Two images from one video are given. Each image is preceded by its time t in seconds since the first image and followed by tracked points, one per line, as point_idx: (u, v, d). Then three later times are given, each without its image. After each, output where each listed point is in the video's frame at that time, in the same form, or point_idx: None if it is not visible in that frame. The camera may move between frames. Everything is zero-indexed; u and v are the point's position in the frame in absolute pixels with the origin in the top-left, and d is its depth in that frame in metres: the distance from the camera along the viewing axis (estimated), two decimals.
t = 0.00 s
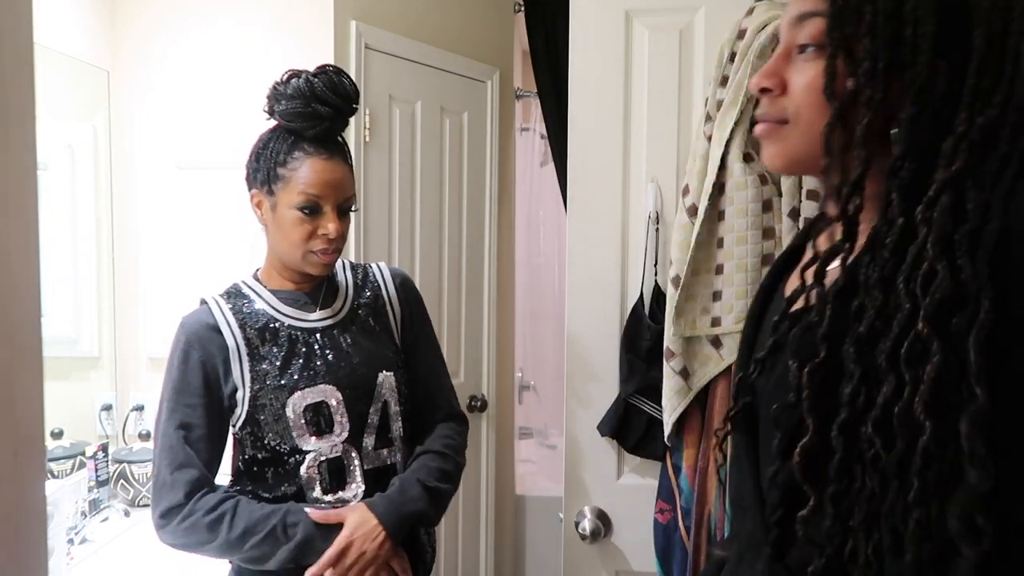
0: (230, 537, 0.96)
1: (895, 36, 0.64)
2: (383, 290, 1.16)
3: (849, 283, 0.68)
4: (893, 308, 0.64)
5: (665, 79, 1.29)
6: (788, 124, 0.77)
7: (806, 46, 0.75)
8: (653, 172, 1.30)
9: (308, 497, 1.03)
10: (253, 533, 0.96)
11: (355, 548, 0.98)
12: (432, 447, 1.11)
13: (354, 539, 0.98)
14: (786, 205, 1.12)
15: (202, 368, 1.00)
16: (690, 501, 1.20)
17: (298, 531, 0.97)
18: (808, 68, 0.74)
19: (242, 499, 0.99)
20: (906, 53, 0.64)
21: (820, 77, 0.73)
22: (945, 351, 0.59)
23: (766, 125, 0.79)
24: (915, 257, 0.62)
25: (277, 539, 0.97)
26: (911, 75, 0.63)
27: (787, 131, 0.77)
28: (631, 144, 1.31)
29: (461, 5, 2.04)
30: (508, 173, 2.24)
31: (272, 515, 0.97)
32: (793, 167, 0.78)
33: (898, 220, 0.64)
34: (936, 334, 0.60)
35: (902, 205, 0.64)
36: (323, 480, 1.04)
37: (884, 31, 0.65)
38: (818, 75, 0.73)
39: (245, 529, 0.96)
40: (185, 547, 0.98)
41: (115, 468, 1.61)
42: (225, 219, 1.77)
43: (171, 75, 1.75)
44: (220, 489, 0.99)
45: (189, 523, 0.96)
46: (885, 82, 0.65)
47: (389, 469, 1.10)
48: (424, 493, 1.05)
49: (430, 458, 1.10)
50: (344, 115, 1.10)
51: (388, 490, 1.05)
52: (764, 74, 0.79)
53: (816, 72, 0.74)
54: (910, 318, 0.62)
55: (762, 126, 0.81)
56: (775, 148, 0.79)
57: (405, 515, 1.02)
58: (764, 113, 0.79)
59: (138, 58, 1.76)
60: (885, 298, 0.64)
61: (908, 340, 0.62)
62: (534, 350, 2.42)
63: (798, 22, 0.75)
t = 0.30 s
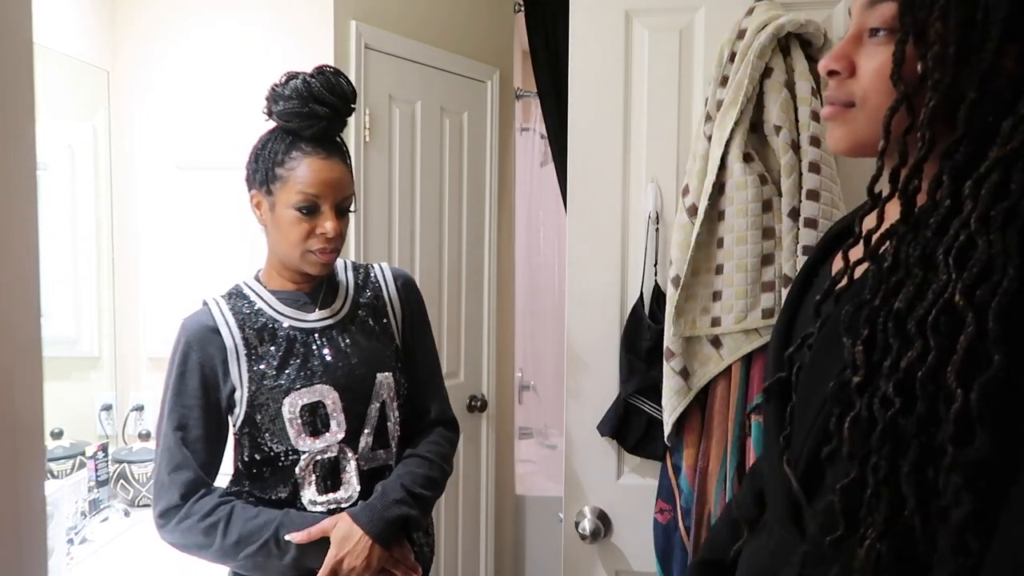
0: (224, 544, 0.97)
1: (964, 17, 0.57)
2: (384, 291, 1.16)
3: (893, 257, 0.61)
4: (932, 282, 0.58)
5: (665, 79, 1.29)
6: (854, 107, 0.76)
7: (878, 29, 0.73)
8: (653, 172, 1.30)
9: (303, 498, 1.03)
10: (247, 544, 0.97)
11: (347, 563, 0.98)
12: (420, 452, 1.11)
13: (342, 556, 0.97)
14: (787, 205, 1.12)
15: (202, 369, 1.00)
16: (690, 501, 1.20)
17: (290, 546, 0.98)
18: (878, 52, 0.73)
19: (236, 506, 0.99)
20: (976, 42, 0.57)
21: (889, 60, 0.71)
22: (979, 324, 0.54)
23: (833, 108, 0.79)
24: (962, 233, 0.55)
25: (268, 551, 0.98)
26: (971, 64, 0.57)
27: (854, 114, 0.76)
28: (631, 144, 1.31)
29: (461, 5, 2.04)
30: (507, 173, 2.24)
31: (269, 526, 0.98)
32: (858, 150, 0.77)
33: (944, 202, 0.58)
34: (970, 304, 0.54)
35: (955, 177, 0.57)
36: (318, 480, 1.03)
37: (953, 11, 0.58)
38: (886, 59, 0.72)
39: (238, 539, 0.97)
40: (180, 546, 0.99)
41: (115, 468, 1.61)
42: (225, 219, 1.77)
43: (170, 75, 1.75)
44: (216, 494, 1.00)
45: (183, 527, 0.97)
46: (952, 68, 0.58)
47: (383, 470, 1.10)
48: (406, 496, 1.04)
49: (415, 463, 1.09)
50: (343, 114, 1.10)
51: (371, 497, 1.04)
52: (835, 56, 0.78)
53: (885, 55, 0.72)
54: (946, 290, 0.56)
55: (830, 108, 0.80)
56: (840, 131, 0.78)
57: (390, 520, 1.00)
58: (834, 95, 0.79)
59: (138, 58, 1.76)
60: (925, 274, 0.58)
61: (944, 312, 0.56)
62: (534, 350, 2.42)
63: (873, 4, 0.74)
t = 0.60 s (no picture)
0: (222, 547, 0.97)
1: (931, 43, 0.61)
2: (384, 292, 1.16)
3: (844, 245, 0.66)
4: (872, 265, 0.62)
5: (665, 79, 1.29)
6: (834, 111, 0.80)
7: (860, 43, 0.74)
8: (653, 172, 1.30)
9: (301, 501, 1.03)
10: (245, 547, 0.97)
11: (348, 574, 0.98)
12: (418, 458, 1.11)
13: (343, 567, 0.97)
14: (786, 205, 1.12)
15: (202, 368, 1.00)
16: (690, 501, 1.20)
17: (290, 551, 0.98)
18: (859, 65, 0.75)
19: (235, 508, 0.99)
20: (939, 62, 0.61)
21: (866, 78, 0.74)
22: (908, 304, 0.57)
23: (818, 108, 0.83)
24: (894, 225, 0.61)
25: (267, 554, 0.98)
26: (933, 82, 0.62)
27: (833, 118, 0.80)
28: (631, 143, 1.31)
29: (461, 5, 2.05)
30: (507, 173, 2.24)
31: (269, 530, 0.98)
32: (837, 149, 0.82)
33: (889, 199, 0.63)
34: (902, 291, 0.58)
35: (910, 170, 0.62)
36: (318, 482, 1.03)
37: (925, 34, 0.62)
38: (864, 74, 0.74)
39: (238, 541, 0.97)
40: (177, 546, 0.99)
41: (115, 468, 1.61)
42: (225, 219, 1.77)
43: (171, 76, 1.75)
44: (215, 496, 1.00)
45: (182, 528, 0.97)
46: (916, 85, 0.62)
47: (381, 472, 1.10)
48: (406, 504, 1.04)
49: (415, 468, 1.09)
50: (347, 115, 1.11)
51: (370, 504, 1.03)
52: (823, 61, 0.82)
53: (863, 70, 0.74)
54: (883, 274, 0.60)
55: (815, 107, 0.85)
56: (820, 130, 0.83)
57: (390, 528, 1.00)
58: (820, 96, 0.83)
59: (138, 58, 1.76)
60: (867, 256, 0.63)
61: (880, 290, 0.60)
62: (534, 350, 2.42)
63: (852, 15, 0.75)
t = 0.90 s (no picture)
0: (223, 548, 0.97)
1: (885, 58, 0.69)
2: (387, 294, 1.16)
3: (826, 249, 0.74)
4: (848, 265, 0.70)
5: (665, 79, 1.29)
6: (799, 124, 0.82)
7: (821, 60, 0.79)
8: (653, 172, 1.30)
9: (304, 501, 1.03)
10: (247, 548, 0.97)
11: None
12: (420, 459, 1.11)
13: (348, 569, 0.97)
14: (787, 205, 1.13)
15: (204, 367, 1.00)
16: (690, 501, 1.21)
17: (292, 554, 0.98)
18: (822, 79, 0.79)
19: (237, 509, 0.99)
20: (892, 77, 0.68)
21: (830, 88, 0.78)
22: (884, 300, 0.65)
23: (783, 124, 0.85)
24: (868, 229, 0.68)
25: (269, 555, 0.97)
26: (888, 96, 0.69)
27: (798, 130, 0.82)
28: (631, 143, 1.31)
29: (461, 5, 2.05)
30: (507, 172, 2.24)
31: (271, 532, 0.98)
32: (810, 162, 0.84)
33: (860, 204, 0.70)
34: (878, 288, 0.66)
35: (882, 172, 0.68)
36: (319, 482, 1.03)
37: (879, 51, 0.69)
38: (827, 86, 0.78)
39: (239, 543, 0.97)
40: (177, 545, 0.99)
41: (115, 468, 1.61)
42: (225, 219, 1.77)
43: (171, 75, 1.75)
44: (217, 497, 0.99)
45: (184, 528, 0.97)
46: (874, 97, 0.69)
47: (381, 474, 1.10)
48: (410, 505, 1.04)
49: (417, 469, 1.09)
50: (349, 115, 1.11)
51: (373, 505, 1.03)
52: (787, 78, 0.84)
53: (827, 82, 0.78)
54: (860, 275, 0.68)
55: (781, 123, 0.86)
56: (789, 143, 0.85)
57: (393, 530, 1.00)
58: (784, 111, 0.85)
59: (138, 58, 1.76)
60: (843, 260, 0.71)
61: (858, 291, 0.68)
62: (534, 349, 2.42)
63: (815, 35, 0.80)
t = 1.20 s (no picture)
0: (221, 550, 0.97)
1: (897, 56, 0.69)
2: (389, 296, 1.16)
3: (853, 254, 0.72)
4: (885, 272, 0.67)
5: (665, 78, 1.29)
6: (810, 127, 0.82)
7: (830, 63, 0.80)
8: (653, 172, 1.30)
9: (304, 501, 1.03)
10: (245, 553, 0.97)
11: None
12: (421, 462, 1.11)
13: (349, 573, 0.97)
14: (787, 205, 1.13)
15: (206, 363, 1.00)
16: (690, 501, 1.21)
17: (290, 562, 0.98)
18: (830, 82, 0.79)
19: (237, 512, 0.99)
20: (906, 76, 0.69)
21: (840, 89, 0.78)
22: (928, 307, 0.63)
23: (795, 127, 0.85)
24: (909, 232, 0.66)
25: (266, 561, 0.97)
26: (903, 95, 0.69)
27: (808, 133, 0.82)
28: (631, 144, 1.31)
29: (461, 5, 2.05)
30: (507, 173, 2.24)
31: (270, 538, 0.98)
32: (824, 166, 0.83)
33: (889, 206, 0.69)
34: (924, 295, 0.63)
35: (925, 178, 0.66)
36: (319, 481, 1.03)
37: (891, 50, 0.70)
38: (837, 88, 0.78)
39: (237, 546, 0.97)
40: (175, 543, 0.99)
41: (115, 468, 1.61)
42: (225, 218, 1.77)
43: (171, 76, 1.75)
44: (217, 497, 0.99)
45: (182, 528, 0.97)
46: (887, 96, 0.69)
47: (381, 475, 1.09)
48: (409, 511, 1.04)
49: (417, 474, 1.09)
50: (344, 108, 1.11)
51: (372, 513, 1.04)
52: (797, 83, 0.85)
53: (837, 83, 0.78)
54: (901, 279, 0.65)
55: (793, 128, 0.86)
56: (801, 147, 0.84)
57: (390, 536, 1.01)
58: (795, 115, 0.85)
59: (138, 58, 1.76)
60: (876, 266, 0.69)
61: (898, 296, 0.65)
62: (534, 349, 2.42)
63: (823, 39, 0.81)
